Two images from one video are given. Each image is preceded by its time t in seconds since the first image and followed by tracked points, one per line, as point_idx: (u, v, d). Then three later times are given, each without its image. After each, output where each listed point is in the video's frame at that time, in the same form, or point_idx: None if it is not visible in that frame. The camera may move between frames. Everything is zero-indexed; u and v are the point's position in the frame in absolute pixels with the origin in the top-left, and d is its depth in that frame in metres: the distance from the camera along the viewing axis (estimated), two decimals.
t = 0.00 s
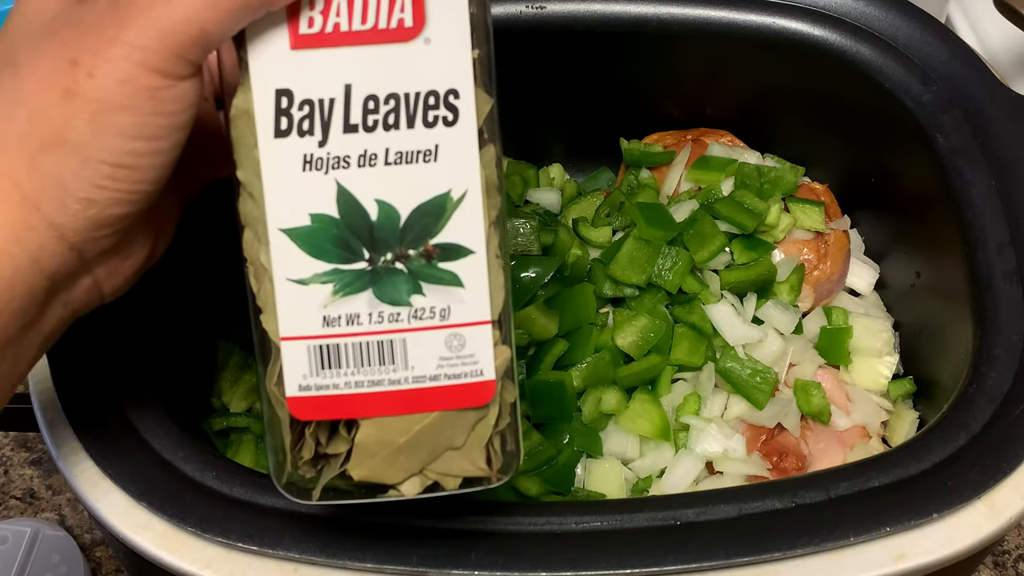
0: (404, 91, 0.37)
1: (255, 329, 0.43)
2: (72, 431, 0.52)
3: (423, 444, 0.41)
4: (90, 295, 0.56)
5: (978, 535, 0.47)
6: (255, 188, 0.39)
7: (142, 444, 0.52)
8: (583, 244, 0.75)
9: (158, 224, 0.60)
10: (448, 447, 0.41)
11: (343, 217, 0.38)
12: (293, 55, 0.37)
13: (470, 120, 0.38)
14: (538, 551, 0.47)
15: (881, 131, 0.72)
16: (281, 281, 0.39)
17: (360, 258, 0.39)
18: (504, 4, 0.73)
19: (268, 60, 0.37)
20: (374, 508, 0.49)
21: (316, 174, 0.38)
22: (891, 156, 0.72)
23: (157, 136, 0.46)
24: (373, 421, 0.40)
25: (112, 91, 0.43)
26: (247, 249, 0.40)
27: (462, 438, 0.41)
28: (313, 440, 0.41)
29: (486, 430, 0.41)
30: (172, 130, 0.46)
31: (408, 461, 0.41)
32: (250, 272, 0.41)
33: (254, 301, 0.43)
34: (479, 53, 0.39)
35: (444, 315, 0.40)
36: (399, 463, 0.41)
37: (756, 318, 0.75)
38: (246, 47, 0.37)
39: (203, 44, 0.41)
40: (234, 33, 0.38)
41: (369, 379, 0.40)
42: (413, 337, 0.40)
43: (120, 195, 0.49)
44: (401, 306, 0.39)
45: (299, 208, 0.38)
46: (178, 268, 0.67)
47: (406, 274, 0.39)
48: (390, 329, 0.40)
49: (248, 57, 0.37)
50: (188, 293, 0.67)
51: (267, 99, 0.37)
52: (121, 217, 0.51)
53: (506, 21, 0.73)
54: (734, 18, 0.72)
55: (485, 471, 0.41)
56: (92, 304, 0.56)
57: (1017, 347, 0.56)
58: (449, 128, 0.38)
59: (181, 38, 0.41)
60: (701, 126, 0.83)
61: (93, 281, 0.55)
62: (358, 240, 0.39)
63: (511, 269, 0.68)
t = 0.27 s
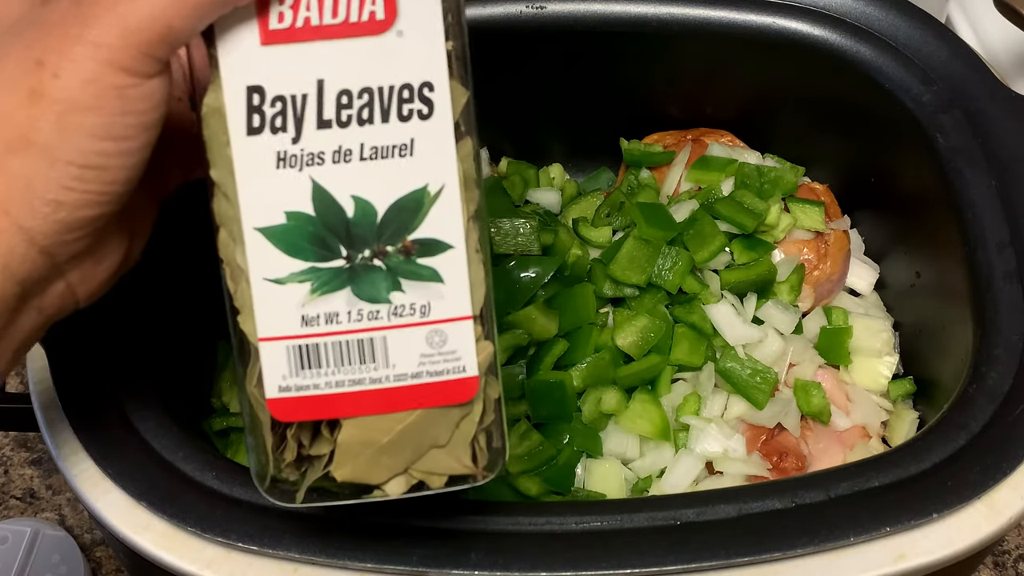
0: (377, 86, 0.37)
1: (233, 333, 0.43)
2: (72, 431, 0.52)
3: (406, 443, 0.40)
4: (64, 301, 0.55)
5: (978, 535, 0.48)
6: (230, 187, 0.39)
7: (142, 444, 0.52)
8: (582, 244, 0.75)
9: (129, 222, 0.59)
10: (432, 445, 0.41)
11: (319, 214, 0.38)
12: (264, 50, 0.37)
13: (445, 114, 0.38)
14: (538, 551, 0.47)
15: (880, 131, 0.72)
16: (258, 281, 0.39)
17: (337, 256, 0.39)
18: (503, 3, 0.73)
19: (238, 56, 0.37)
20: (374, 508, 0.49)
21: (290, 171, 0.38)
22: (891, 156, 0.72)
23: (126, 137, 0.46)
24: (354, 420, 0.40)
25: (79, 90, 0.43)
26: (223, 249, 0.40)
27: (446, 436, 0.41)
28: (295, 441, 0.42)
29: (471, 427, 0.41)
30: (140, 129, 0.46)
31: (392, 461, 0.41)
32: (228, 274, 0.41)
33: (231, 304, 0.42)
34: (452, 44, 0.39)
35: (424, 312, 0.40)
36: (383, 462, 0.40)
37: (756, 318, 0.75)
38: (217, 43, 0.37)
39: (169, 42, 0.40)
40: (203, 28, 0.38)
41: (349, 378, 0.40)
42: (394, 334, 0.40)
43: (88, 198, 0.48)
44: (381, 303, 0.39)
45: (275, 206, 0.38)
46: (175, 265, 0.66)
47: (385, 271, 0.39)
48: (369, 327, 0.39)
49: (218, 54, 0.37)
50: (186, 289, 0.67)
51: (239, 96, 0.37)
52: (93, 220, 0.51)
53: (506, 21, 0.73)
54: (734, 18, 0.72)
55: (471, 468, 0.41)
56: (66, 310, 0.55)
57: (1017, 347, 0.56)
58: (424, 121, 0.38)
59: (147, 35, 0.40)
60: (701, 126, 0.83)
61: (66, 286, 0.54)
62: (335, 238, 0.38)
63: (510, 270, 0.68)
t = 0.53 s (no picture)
0: (365, 70, 0.37)
1: (218, 328, 0.43)
2: (72, 429, 0.52)
3: (399, 445, 0.40)
4: (45, 297, 0.56)
5: (978, 535, 0.48)
6: (213, 176, 0.38)
7: (141, 444, 0.52)
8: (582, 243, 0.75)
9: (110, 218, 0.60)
10: (427, 447, 0.40)
11: (304, 205, 0.38)
12: (247, 33, 0.36)
13: (436, 98, 0.37)
14: (538, 551, 0.47)
15: (880, 131, 0.72)
16: (242, 277, 0.39)
17: (324, 249, 0.38)
18: (503, 4, 0.73)
19: (219, 39, 0.36)
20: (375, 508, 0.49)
21: (275, 159, 0.37)
22: (891, 156, 0.72)
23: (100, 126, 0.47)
24: (347, 422, 0.40)
25: (48, 77, 0.43)
26: (207, 241, 0.40)
27: (442, 437, 0.41)
28: (285, 442, 0.41)
29: (467, 429, 0.41)
30: (115, 118, 0.47)
31: (385, 463, 0.40)
32: (211, 266, 0.40)
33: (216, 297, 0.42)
34: (446, 26, 0.38)
35: (417, 308, 0.39)
36: (376, 464, 0.40)
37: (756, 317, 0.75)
38: (195, 26, 0.36)
39: (142, 25, 0.40)
40: (182, 10, 0.37)
41: (339, 378, 0.40)
42: (385, 332, 0.39)
43: (63, 190, 0.49)
44: (372, 299, 0.39)
45: (259, 198, 0.38)
46: (173, 259, 0.66)
47: (375, 265, 0.39)
48: (360, 324, 0.39)
49: (199, 35, 0.36)
50: (183, 279, 0.66)
51: (219, 81, 0.36)
52: (68, 213, 0.51)
53: (506, 21, 0.73)
54: (735, 17, 0.72)
55: (468, 471, 0.41)
56: (49, 305, 0.56)
57: (1017, 347, 0.56)
58: (415, 107, 0.37)
59: (118, 19, 0.40)
60: (701, 126, 0.83)
61: (44, 281, 0.55)
62: (321, 230, 0.38)
63: (510, 270, 0.68)
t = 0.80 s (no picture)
0: (383, 89, 0.37)
1: (232, 344, 0.43)
2: (72, 429, 0.52)
3: (413, 465, 0.40)
4: (58, 314, 0.54)
5: (978, 535, 0.47)
6: (228, 196, 0.39)
7: (141, 443, 0.52)
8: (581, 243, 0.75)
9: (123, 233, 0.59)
10: (440, 466, 0.41)
11: (321, 224, 0.38)
12: (265, 51, 0.37)
13: (453, 117, 0.38)
14: (538, 551, 0.47)
15: (880, 131, 0.72)
16: (258, 295, 0.39)
17: (341, 268, 0.39)
18: (503, 3, 0.73)
19: (237, 56, 0.37)
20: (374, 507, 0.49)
21: (292, 178, 0.38)
22: (891, 156, 0.72)
23: (117, 143, 0.46)
24: (360, 441, 0.40)
25: (66, 95, 0.42)
26: (222, 260, 0.40)
27: (455, 457, 0.41)
28: (297, 459, 0.41)
29: (481, 449, 0.41)
30: (133, 135, 0.46)
31: (398, 483, 0.40)
32: (225, 284, 0.41)
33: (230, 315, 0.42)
34: (463, 45, 0.39)
35: (432, 327, 0.39)
36: (388, 484, 0.40)
37: (756, 317, 0.75)
38: (215, 44, 0.37)
39: (164, 45, 0.40)
40: (200, 28, 0.38)
41: (353, 398, 0.40)
42: (400, 351, 0.39)
43: (79, 208, 0.48)
44: (387, 318, 0.39)
45: (276, 216, 0.38)
46: (172, 258, 0.66)
47: (391, 284, 0.39)
48: (375, 343, 0.39)
49: (219, 51, 0.37)
50: (199, 292, 0.68)
51: (237, 99, 0.37)
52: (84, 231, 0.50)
53: (506, 21, 0.73)
54: (734, 17, 0.72)
55: (481, 490, 0.41)
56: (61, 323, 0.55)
57: (1017, 346, 0.56)
58: (432, 126, 0.38)
59: (138, 36, 0.40)
60: (701, 126, 0.83)
61: (59, 299, 0.54)
62: (338, 250, 0.38)
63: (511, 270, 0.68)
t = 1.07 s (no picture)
0: (372, 116, 0.37)
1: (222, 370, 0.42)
2: (71, 428, 0.52)
3: (402, 489, 0.40)
4: (47, 341, 0.54)
5: (978, 535, 0.48)
6: (217, 222, 0.38)
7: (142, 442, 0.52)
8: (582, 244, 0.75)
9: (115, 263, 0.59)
10: (429, 490, 0.40)
11: (310, 250, 0.37)
12: (253, 79, 0.36)
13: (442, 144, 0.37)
14: (539, 552, 0.47)
15: (880, 131, 0.72)
16: (247, 321, 0.38)
17: (330, 293, 0.38)
18: (503, 3, 0.73)
19: (226, 84, 0.36)
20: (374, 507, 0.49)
21: (280, 205, 0.37)
22: (892, 156, 0.72)
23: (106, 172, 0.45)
24: (349, 466, 0.39)
25: (56, 124, 0.42)
26: (212, 286, 0.40)
27: (444, 481, 0.40)
28: (286, 484, 0.40)
29: (469, 474, 0.41)
30: (122, 163, 0.45)
31: (387, 507, 0.40)
32: (216, 310, 0.40)
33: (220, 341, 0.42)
34: (451, 71, 0.38)
35: (422, 351, 0.39)
36: (378, 509, 0.39)
37: (756, 317, 0.75)
38: (204, 72, 0.37)
39: (152, 73, 0.40)
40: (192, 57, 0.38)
41: (343, 423, 0.39)
42: (389, 376, 0.39)
43: (68, 236, 0.48)
44: (376, 344, 0.38)
45: (264, 243, 0.37)
46: (174, 258, 0.66)
47: (380, 310, 0.38)
48: (364, 368, 0.39)
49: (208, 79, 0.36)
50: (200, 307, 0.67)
51: (227, 127, 0.36)
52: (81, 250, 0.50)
53: (506, 21, 0.73)
54: (734, 17, 0.72)
55: (471, 515, 0.41)
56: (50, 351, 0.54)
57: (1017, 346, 0.56)
58: (422, 153, 0.37)
59: (128, 65, 0.39)
60: (701, 126, 0.83)
61: (47, 325, 0.53)
62: (327, 275, 0.38)
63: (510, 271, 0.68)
